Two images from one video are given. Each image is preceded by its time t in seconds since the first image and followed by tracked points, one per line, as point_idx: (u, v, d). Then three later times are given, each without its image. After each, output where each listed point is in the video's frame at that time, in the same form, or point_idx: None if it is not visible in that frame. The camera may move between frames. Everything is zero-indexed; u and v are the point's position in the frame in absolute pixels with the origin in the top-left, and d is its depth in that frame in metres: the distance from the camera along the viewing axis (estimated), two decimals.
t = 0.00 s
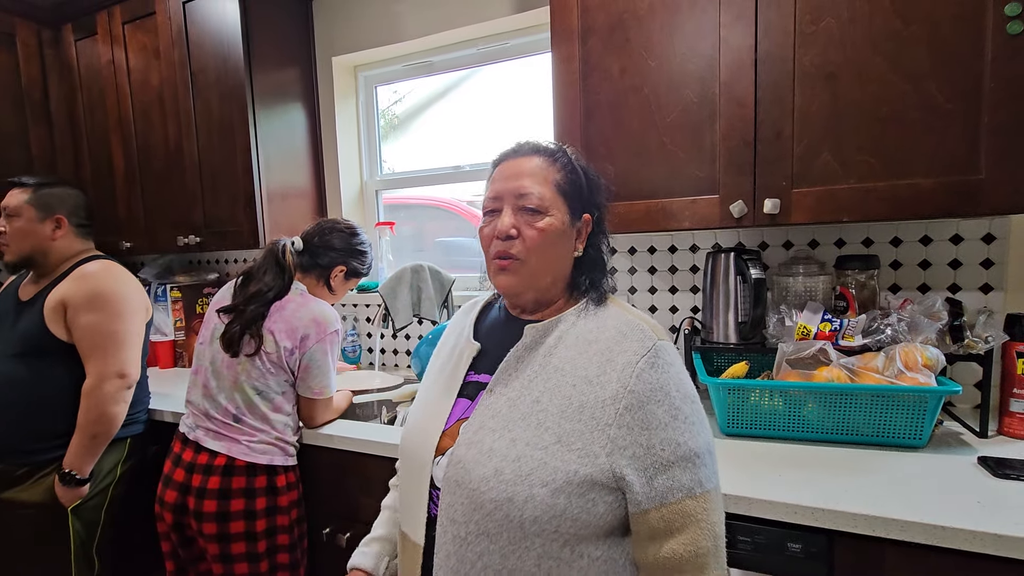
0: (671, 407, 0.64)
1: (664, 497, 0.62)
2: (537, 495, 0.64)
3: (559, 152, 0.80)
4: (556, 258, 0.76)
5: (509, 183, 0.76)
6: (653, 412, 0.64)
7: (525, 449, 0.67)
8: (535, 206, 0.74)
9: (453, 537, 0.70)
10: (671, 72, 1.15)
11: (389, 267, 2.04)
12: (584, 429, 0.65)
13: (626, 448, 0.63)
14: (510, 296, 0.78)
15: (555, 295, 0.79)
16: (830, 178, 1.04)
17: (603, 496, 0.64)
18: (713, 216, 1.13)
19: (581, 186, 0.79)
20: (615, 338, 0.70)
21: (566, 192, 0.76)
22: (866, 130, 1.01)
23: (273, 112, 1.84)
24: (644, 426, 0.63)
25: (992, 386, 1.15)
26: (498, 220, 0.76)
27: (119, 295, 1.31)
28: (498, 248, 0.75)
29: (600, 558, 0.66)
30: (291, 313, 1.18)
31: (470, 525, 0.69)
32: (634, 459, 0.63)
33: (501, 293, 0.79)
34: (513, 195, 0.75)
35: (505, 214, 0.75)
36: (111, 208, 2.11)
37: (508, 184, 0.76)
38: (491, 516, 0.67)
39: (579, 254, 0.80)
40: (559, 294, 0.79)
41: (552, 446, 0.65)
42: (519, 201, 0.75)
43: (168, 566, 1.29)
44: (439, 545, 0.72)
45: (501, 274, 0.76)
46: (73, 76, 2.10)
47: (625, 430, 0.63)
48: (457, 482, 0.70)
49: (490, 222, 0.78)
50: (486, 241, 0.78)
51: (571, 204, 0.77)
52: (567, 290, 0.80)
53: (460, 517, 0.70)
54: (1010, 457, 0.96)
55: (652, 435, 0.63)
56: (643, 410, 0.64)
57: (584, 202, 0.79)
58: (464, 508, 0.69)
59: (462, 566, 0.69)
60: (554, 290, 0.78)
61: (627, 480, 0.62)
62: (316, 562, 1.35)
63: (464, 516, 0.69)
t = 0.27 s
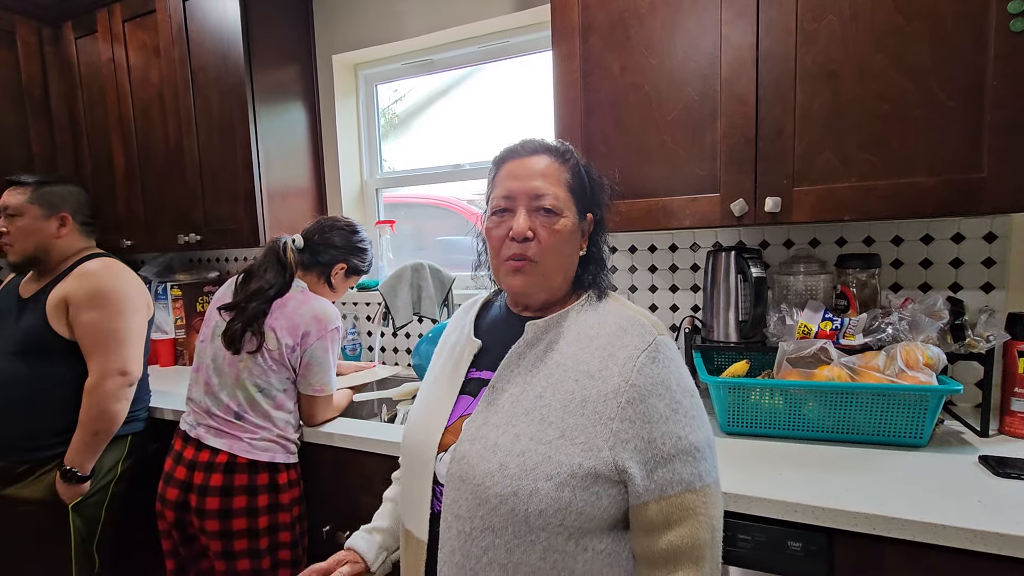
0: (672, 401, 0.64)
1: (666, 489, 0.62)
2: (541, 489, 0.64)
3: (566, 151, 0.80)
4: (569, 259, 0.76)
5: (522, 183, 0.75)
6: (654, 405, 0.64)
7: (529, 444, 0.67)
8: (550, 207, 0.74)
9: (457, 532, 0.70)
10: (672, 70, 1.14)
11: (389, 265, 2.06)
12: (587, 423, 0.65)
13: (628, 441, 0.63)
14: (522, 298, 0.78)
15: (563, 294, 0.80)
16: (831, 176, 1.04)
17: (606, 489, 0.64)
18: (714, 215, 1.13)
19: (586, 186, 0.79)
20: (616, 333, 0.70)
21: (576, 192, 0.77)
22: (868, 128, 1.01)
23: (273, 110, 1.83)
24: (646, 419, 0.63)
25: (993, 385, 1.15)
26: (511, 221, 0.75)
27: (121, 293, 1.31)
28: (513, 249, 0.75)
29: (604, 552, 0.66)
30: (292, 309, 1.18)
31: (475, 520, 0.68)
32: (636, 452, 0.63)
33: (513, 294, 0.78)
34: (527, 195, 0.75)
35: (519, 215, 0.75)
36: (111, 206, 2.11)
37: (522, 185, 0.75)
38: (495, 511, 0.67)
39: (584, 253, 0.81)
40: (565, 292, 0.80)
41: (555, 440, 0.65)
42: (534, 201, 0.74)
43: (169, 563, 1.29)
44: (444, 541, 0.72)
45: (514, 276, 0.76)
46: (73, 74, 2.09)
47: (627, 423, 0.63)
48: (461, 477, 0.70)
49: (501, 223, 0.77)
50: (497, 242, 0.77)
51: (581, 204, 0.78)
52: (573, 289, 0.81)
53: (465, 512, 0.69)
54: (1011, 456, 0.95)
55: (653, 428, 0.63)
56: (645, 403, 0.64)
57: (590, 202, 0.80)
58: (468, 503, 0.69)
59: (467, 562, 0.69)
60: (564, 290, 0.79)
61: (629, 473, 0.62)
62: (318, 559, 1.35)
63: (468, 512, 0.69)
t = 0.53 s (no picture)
0: (670, 394, 0.65)
1: (666, 481, 0.63)
2: (543, 484, 0.64)
3: (560, 148, 0.80)
4: (567, 256, 0.77)
5: (518, 181, 0.75)
6: (653, 399, 0.64)
7: (530, 440, 0.67)
8: (547, 205, 0.75)
9: (460, 529, 0.70)
10: (673, 68, 1.14)
11: (389, 263, 2.07)
12: (587, 418, 0.65)
13: (628, 435, 0.63)
14: (522, 296, 0.77)
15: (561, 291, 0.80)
16: (832, 174, 1.04)
17: (607, 483, 0.64)
18: (714, 213, 1.13)
19: (582, 182, 0.80)
20: (614, 328, 0.70)
21: (571, 189, 0.77)
22: (868, 126, 1.01)
23: (273, 108, 1.83)
24: (645, 413, 0.64)
25: (994, 384, 1.15)
26: (509, 219, 0.75)
27: (125, 290, 1.31)
28: (512, 248, 0.75)
29: (606, 545, 0.66)
30: (293, 307, 1.18)
31: (477, 516, 0.69)
32: (636, 445, 0.63)
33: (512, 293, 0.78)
34: (524, 193, 0.75)
35: (517, 213, 0.75)
36: (112, 203, 2.11)
37: (518, 183, 0.75)
38: (498, 507, 0.67)
39: (581, 249, 0.82)
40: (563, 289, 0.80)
41: (556, 436, 0.65)
42: (531, 199, 0.75)
43: (170, 560, 1.29)
44: (447, 537, 0.72)
45: (513, 274, 0.76)
46: (74, 71, 2.09)
47: (627, 417, 0.63)
48: (463, 475, 0.70)
49: (498, 221, 0.77)
50: (495, 240, 0.77)
51: (577, 200, 0.78)
52: (570, 286, 0.81)
53: (468, 509, 0.70)
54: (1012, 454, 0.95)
55: (653, 421, 0.63)
56: (644, 397, 0.64)
57: (586, 198, 0.80)
58: (470, 500, 0.69)
59: (471, 558, 0.69)
60: (562, 288, 0.79)
61: (630, 467, 0.62)
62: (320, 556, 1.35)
63: (471, 508, 0.69)
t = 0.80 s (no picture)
0: (671, 390, 0.65)
1: (667, 477, 0.63)
2: (545, 481, 0.64)
3: (563, 145, 0.79)
4: (569, 253, 0.77)
5: (519, 178, 0.75)
6: (654, 395, 0.64)
7: (532, 436, 0.67)
8: (548, 201, 0.74)
9: (463, 525, 0.71)
10: (675, 65, 1.14)
11: (390, 260, 2.07)
12: (589, 415, 0.65)
13: (630, 431, 0.63)
14: (523, 292, 0.78)
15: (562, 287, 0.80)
16: (834, 171, 1.04)
17: (609, 479, 0.64)
18: (716, 210, 1.13)
19: (583, 178, 0.79)
20: (615, 325, 0.70)
21: (573, 185, 0.77)
22: (871, 124, 1.00)
23: (274, 105, 1.83)
24: (647, 409, 0.64)
25: (996, 382, 1.15)
26: (510, 216, 0.75)
27: (126, 287, 1.31)
28: (513, 244, 0.75)
29: (608, 540, 0.66)
30: (293, 304, 1.18)
31: (481, 512, 0.69)
32: (638, 441, 0.63)
33: (514, 289, 0.78)
34: (525, 190, 0.75)
35: (518, 210, 0.75)
36: (113, 200, 2.11)
37: (519, 179, 0.75)
38: (501, 503, 0.67)
39: (582, 246, 0.82)
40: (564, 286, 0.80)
41: (559, 432, 0.65)
42: (532, 196, 0.75)
43: (172, 556, 1.30)
44: (450, 534, 0.72)
45: (513, 270, 0.76)
46: (75, 67, 2.09)
47: (629, 413, 0.64)
48: (466, 471, 0.70)
49: (499, 217, 0.77)
50: (497, 237, 0.77)
51: (578, 197, 0.78)
52: (572, 283, 0.81)
53: (471, 505, 0.70)
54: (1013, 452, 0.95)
55: (654, 417, 0.63)
56: (646, 393, 0.64)
57: (588, 195, 0.80)
58: (473, 497, 0.69)
59: (474, 554, 0.69)
60: (562, 285, 0.79)
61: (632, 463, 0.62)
62: (319, 554, 1.35)
63: (474, 505, 0.69)
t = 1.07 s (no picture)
0: (673, 387, 0.65)
1: (668, 474, 0.62)
2: (546, 477, 0.64)
3: (574, 141, 0.80)
4: (574, 246, 0.76)
5: (529, 167, 0.75)
6: (656, 392, 0.64)
7: (533, 432, 0.66)
8: (557, 192, 0.74)
9: (464, 521, 0.70)
10: (677, 60, 1.13)
11: (391, 256, 2.07)
12: (590, 411, 0.64)
13: (631, 428, 0.63)
14: (525, 281, 0.77)
15: (566, 281, 0.79)
16: (837, 167, 1.03)
17: (610, 476, 0.64)
18: (718, 206, 1.12)
19: (592, 176, 0.80)
20: (617, 321, 0.70)
21: (581, 180, 0.77)
22: (874, 119, 1.00)
23: (274, 101, 1.83)
24: (648, 406, 0.63)
25: (998, 379, 1.14)
26: (519, 204, 0.75)
27: (127, 284, 1.31)
28: (521, 232, 0.74)
29: (609, 537, 0.66)
30: (273, 292, 1.17)
31: (482, 508, 0.69)
32: (639, 438, 0.63)
33: (517, 278, 0.77)
34: (535, 179, 0.75)
35: (527, 197, 0.74)
36: (113, 196, 2.11)
37: (530, 169, 0.75)
38: (502, 499, 0.67)
39: (587, 243, 0.82)
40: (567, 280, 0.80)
41: (560, 429, 0.65)
42: (542, 185, 0.75)
43: (175, 554, 1.30)
44: (450, 530, 0.72)
45: (519, 259, 0.75)
46: (75, 63, 2.09)
47: (630, 410, 0.63)
48: (467, 468, 0.70)
49: (507, 206, 0.77)
50: (504, 225, 0.77)
51: (586, 193, 0.78)
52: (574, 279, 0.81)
53: (472, 501, 0.70)
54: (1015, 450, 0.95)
55: (656, 413, 0.63)
56: (647, 389, 0.64)
57: (595, 192, 0.80)
58: (474, 493, 0.69)
59: (475, 550, 0.69)
60: (566, 279, 0.79)
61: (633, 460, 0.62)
62: (322, 549, 1.35)
63: (475, 501, 0.69)
